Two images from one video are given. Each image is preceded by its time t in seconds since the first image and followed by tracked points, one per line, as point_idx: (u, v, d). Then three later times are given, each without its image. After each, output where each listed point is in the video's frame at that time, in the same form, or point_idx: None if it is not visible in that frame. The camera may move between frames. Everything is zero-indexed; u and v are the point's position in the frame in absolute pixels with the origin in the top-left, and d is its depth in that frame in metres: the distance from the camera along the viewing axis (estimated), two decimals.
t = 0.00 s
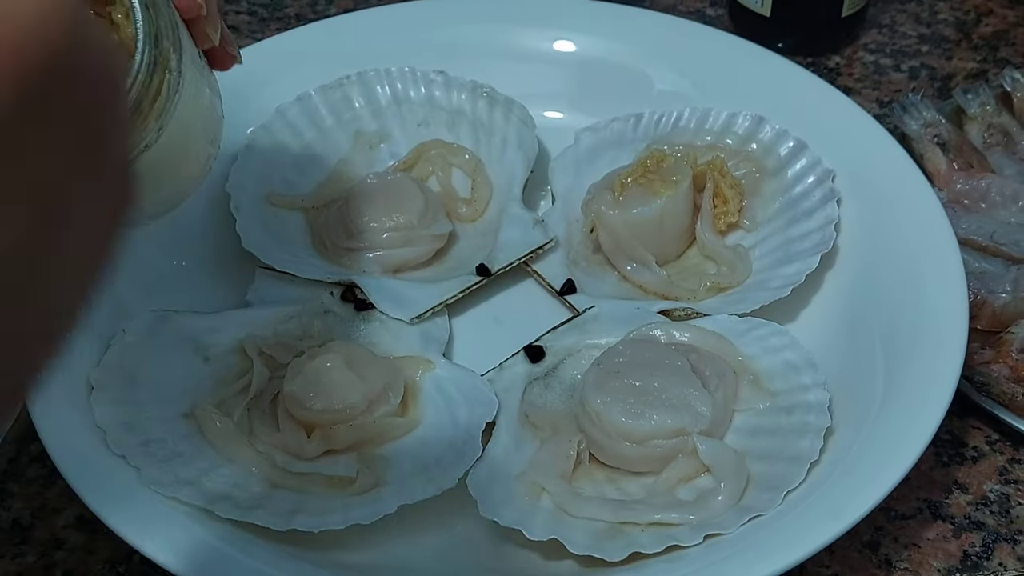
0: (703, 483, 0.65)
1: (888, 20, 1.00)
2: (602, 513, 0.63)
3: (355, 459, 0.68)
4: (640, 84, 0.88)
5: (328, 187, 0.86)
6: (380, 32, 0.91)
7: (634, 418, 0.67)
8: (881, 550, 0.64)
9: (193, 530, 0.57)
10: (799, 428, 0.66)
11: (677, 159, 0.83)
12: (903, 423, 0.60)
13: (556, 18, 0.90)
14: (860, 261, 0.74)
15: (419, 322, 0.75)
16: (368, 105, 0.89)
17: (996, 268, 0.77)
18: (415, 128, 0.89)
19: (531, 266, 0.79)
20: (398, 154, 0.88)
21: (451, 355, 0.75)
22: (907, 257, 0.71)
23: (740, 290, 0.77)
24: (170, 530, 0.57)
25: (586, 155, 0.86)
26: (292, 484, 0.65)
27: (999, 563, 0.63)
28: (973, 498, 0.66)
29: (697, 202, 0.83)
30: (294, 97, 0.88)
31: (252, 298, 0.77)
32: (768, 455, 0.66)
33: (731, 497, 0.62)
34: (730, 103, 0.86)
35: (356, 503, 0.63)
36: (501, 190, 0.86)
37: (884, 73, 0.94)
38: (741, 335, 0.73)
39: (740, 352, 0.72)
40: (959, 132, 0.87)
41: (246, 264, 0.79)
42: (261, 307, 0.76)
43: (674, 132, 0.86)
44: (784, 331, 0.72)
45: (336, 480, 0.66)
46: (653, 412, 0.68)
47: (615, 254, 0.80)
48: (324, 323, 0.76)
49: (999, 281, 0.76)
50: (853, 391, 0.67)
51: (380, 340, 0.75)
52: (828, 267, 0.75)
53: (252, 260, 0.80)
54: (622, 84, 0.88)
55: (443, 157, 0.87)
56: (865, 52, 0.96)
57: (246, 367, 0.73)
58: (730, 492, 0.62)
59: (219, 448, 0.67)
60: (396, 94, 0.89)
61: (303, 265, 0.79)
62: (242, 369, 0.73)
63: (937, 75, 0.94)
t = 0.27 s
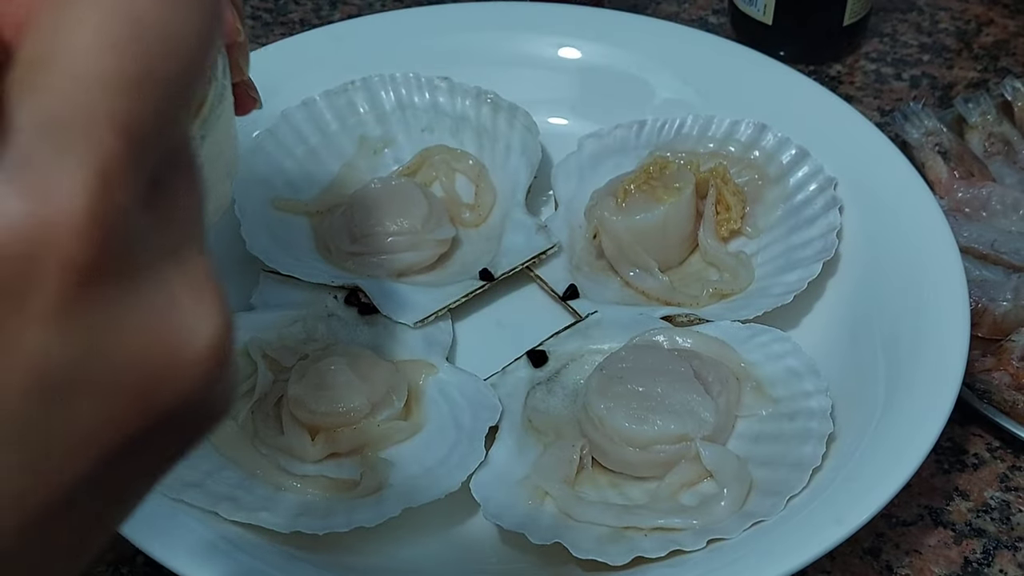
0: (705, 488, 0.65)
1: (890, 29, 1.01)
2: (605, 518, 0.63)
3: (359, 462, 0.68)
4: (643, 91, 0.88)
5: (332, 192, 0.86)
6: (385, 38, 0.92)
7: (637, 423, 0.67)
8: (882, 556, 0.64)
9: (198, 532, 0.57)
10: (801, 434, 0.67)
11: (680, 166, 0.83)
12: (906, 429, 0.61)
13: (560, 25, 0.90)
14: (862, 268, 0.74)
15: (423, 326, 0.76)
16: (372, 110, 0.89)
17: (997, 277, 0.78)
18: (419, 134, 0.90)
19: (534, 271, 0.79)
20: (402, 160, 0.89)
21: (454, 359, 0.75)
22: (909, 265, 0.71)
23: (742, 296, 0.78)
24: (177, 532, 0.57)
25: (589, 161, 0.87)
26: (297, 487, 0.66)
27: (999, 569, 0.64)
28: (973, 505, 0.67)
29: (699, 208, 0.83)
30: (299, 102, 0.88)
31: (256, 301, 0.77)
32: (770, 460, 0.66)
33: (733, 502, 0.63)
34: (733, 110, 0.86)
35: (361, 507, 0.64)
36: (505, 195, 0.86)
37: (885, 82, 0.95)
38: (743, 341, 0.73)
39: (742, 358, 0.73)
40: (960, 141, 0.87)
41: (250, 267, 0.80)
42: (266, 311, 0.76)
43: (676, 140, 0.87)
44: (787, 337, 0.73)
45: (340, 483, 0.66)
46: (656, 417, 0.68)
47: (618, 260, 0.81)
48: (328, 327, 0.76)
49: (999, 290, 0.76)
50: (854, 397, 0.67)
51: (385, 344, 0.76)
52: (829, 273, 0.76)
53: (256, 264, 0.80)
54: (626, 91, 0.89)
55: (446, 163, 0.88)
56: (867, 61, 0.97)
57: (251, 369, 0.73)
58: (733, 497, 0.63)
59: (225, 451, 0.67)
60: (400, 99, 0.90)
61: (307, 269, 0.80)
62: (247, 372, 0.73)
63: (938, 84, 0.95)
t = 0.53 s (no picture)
0: (706, 488, 0.66)
1: (891, 31, 1.01)
2: (607, 518, 0.63)
3: (360, 461, 0.68)
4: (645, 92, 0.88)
5: (332, 191, 0.86)
6: (386, 38, 0.92)
7: (639, 423, 0.67)
8: (884, 557, 0.64)
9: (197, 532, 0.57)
10: (803, 434, 0.67)
11: (681, 167, 0.83)
12: (909, 430, 0.61)
13: (562, 26, 0.90)
14: (864, 268, 0.74)
15: (423, 326, 0.75)
16: (373, 110, 0.89)
17: (998, 278, 0.78)
18: (420, 134, 0.90)
19: (536, 272, 0.79)
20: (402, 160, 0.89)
21: (455, 359, 0.75)
22: (912, 266, 0.71)
23: (744, 296, 0.78)
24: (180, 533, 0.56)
25: (591, 161, 0.87)
26: (298, 486, 0.65)
27: (1001, 570, 0.64)
28: (975, 506, 0.67)
29: (702, 209, 0.83)
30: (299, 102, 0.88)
31: (256, 301, 0.77)
32: (772, 460, 0.66)
33: (736, 502, 0.62)
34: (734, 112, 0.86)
35: (362, 506, 0.64)
36: (506, 195, 0.86)
37: (886, 84, 0.95)
38: (745, 342, 0.73)
39: (744, 358, 0.73)
40: (961, 144, 0.87)
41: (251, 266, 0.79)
42: (267, 311, 0.76)
43: (678, 141, 0.86)
44: (788, 338, 0.73)
45: (341, 481, 0.66)
46: (658, 417, 0.68)
47: (620, 260, 0.81)
48: (329, 325, 0.76)
49: (1001, 291, 0.76)
50: (856, 398, 0.67)
51: (385, 343, 0.75)
52: (831, 274, 0.76)
53: (257, 264, 0.80)
54: (628, 91, 0.89)
55: (447, 163, 0.87)
56: (867, 62, 0.97)
57: (251, 366, 0.73)
58: (735, 497, 0.63)
59: (226, 450, 0.67)
60: (401, 100, 0.90)
61: (307, 269, 0.80)
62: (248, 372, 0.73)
63: (939, 86, 0.95)
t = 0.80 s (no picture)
0: (707, 490, 0.65)
1: (890, 33, 1.01)
2: (608, 521, 0.63)
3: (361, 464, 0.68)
4: (644, 94, 0.88)
5: (332, 193, 0.86)
6: (385, 39, 0.92)
7: (640, 426, 0.67)
8: (883, 560, 0.64)
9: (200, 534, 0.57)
10: (803, 437, 0.67)
11: (682, 169, 0.83)
12: (910, 434, 0.60)
13: (562, 28, 0.90)
14: (864, 270, 0.74)
15: (423, 328, 0.75)
16: (372, 112, 0.89)
17: (998, 281, 0.78)
18: (421, 136, 0.90)
19: (535, 274, 0.79)
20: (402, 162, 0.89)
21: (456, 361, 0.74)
22: (912, 268, 0.71)
23: (744, 299, 0.78)
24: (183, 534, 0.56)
25: (591, 164, 0.87)
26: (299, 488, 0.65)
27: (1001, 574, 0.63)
28: (974, 509, 0.67)
29: (701, 212, 0.83)
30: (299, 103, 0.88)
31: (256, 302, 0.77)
32: (772, 463, 0.66)
33: (736, 505, 0.63)
34: (734, 114, 0.86)
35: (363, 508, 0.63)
36: (506, 196, 0.86)
37: (886, 86, 0.95)
38: (746, 344, 0.73)
39: (744, 361, 0.73)
40: (962, 146, 0.87)
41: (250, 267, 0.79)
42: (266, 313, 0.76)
43: (677, 143, 0.86)
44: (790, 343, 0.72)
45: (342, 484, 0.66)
46: (659, 420, 0.68)
47: (619, 263, 0.81)
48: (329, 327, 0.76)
49: (1001, 294, 0.76)
50: (857, 400, 0.67)
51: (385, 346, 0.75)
52: (831, 277, 0.76)
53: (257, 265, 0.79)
54: (628, 94, 0.89)
55: (447, 165, 0.88)
56: (867, 65, 0.97)
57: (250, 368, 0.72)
58: (736, 500, 0.63)
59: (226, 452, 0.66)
60: (400, 102, 0.89)
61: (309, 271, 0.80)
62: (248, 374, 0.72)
63: (939, 89, 0.95)
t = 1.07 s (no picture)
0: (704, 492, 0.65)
1: (887, 32, 1.00)
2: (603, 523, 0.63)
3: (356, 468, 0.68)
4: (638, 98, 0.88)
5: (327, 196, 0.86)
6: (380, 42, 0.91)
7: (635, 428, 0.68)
8: (880, 561, 0.64)
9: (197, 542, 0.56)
10: (800, 438, 0.67)
11: (677, 170, 0.84)
12: (907, 435, 0.60)
13: (557, 28, 0.90)
14: (860, 271, 0.74)
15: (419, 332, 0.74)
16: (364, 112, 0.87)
17: (995, 281, 0.77)
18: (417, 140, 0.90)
19: (531, 277, 0.79)
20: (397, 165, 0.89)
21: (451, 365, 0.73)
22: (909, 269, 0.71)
23: (740, 301, 0.78)
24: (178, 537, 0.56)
25: (586, 164, 0.87)
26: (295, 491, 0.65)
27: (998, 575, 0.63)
28: (971, 510, 0.67)
29: (697, 213, 0.83)
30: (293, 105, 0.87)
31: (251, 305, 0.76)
32: (768, 466, 0.66)
33: (733, 508, 0.62)
34: (730, 114, 0.86)
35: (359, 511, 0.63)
36: (501, 200, 0.86)
37: (882, 86, 0.95)
38: (741, 346, 0.73)
39: (740, 363, 0.73)
40: (959, 146, 0.87)
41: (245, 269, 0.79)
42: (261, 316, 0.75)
43: (673, 145, 0.87)
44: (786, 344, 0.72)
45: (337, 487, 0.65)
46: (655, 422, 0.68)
47: (615, 264, 0.81)
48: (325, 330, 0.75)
49: (997, 294, 0.76)
50: (854, 402, 0.67)
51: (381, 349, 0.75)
52: (827, 278, 0.76)
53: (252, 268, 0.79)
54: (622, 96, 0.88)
55: (442, 167, 0.88)
56: (864, 65, 0.97)
57: (247, 375, 0.71)
58: (733, 502, 0.63)
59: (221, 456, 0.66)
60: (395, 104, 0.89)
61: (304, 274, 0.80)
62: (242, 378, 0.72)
63: (935, 88, 0.94)
